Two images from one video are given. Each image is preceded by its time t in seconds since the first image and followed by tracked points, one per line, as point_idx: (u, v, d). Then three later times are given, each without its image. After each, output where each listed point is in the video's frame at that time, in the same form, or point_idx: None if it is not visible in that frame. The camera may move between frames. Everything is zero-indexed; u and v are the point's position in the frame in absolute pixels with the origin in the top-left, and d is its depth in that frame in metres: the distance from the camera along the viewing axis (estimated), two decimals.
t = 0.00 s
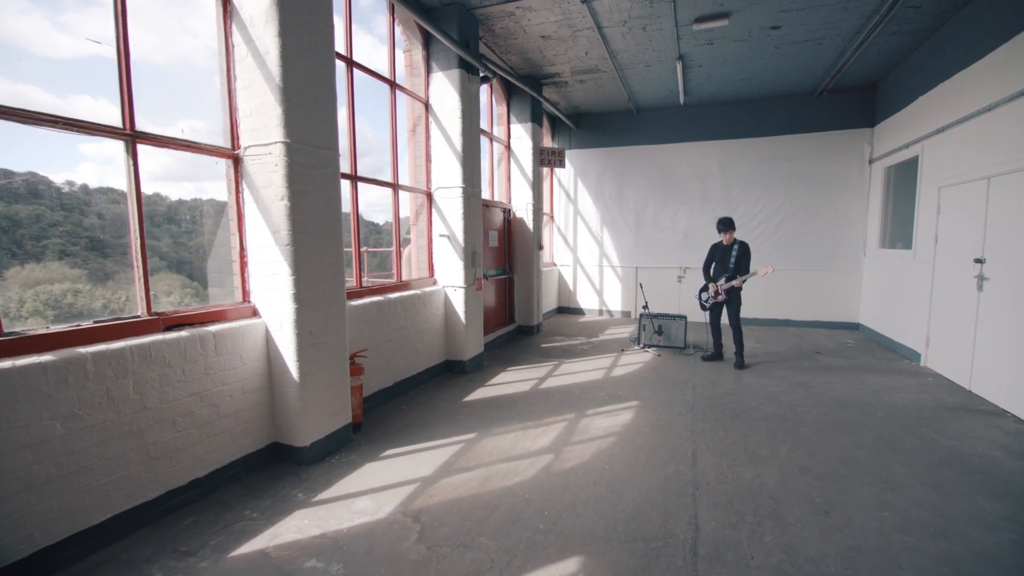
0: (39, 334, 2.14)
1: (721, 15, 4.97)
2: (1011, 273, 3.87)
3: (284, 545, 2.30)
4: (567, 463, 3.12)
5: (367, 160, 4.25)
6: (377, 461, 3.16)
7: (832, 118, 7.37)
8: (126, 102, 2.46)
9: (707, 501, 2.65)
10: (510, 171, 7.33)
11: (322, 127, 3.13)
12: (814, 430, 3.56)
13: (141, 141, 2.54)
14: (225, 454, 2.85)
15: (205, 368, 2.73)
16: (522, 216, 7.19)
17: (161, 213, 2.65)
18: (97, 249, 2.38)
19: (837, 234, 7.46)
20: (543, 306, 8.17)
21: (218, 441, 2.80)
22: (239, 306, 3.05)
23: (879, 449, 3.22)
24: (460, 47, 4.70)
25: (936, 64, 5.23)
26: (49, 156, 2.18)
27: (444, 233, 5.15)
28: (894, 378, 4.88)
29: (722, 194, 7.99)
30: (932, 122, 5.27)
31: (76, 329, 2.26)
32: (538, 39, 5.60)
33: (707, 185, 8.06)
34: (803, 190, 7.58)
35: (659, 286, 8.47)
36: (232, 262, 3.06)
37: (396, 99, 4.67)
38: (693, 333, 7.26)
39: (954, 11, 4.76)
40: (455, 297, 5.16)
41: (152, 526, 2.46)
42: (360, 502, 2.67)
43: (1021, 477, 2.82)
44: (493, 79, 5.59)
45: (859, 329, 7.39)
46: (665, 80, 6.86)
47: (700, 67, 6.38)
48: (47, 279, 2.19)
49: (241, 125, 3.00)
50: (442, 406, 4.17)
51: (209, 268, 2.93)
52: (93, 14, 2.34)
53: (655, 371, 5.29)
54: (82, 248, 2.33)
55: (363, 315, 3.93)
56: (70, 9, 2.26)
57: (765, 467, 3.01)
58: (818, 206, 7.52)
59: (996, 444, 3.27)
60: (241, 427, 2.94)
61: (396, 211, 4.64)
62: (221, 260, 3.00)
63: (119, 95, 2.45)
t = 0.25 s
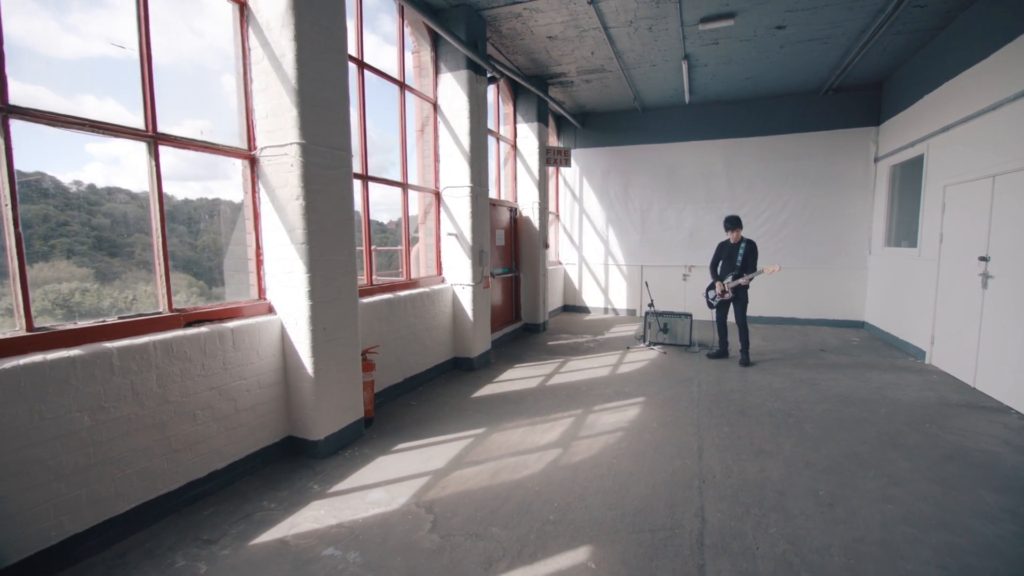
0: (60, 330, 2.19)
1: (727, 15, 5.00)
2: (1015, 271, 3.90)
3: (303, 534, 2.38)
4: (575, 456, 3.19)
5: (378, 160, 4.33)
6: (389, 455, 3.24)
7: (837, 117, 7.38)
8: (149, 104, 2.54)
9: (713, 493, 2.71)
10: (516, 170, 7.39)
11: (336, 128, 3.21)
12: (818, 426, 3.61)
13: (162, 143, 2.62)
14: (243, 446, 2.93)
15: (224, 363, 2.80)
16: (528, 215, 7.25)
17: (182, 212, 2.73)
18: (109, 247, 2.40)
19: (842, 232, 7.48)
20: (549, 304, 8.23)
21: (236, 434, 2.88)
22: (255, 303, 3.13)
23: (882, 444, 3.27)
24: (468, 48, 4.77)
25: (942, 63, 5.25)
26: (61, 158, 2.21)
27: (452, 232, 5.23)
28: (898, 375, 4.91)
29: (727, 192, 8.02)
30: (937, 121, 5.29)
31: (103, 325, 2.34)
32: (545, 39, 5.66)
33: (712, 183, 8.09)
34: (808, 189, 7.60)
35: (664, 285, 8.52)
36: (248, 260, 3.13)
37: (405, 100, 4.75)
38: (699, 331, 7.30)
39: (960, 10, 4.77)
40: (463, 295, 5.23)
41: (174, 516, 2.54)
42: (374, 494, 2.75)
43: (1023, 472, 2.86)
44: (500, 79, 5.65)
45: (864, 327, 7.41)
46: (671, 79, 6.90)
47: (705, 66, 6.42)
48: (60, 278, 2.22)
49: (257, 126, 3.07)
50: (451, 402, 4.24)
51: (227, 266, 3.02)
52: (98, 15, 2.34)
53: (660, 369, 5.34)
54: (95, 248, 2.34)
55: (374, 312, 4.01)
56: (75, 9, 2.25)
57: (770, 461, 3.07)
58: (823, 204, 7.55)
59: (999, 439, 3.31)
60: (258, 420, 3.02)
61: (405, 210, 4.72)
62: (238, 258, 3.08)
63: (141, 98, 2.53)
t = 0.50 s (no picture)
0: (92, 327, 2.29)
1: (733, 14, 5.05)
2: (1021, 267, 3.93)
3: (323, 521, 2.47)
4: (585, 449, 3.26)
5: (389, 160, 4.41)
6: (403, 447, 3.33)
7: (844, 114, 7.39)
8: (173, 108, 2.65)
9: (720, 484, 2.78)
10: (523, 169, 7.46)
11: (351, 129, 3.29)
12: (824, 420, 3.66)
13: (186, 145, 2.72)
14: (263, 438, 3.02)
15: (245, 357, 2.90)
16: (535, 214, 7.31)
17: (203, 211, 2.83)
18: (138, 247, 2.53)
19: (849, 229, 7.49)
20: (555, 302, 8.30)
21: (256, 426, 2.98)
22: (273, 300, 3.22)
23: (887, 437, 3.32)
24: (477, 49, 4.85)
25: (948, 60, 5.27)
26: (95, 163, 2.33)
27: (461, 230, 5.31)
28: (905, 371, 4.95)
29: (733, 190, 8.05)
30: (943, 117, 5.31)
31: (131, 320, 2.45)
32: (552, 39, 5.72)
33: (718, 181, 8.12)
34: (814, 186, 7.62)
35: (670, 282, 8.56)
36: (266, 258, 3.22)
37: (415, 100, 4.83)
38: (705, 328, 7.35)
39: (965, 7, 4.79)
40: (472, 293, 5.31)
41: (200, 504, 2.64)
42: (390, 484, 2.83)
43: None
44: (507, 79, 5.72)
45: (870, 323, 7.43)
46: (677, 77, 6.94)
47: (711, 65, 6.46)
48: (94, 277, 2.33)
49: (275, 128, 3.16)
50: (461, 397, 4.33)
51: (247, 263, 3.12)
52: (106, 16, 2.37)
53: (667, 364, 5.40)
54: (127, 249, 2.47)
55: (386, 309, 4.10)
56: (83, 12, 2.28)
57: (776, 453, 3.13)
58: (829, 201, 7.57)
59: (1004, 433, 3.35)
60: (277, 413, 3.11)
61: (415, 209, 4.80)
62: (257, 256, 3.18)
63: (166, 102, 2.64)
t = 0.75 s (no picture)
0: (117, 323, 2.37)
1: (738, 13, 5.08)
2: None
3: (340, 511, 2.54)
4: (592, 443, 3.32)
5: (398, 160, 4.49)
6: (415, 441, 3.40)
7: (849, 111, 7.40)
8: (193, 111, 2.73)
9: (726, 476, 2.83)
10: (529, 168, 7.52)
11: (363, 131, 3.37)
12: (830, 415, 3.70)
13: (205, 147, 2.80)
14: (279, 432, 3.10)
15: (262, 353, 2.98)
16: (542, 212, 7.36)
17: (221, 212, 2.91)
18: (160, 247, 2.61)
19: (855, 226, 7.50)
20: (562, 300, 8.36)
21: (273, 420, 3.06)
22: (287, 298, 3.30)
23: (892, 432, 3.36)
24: (484, 50, 4.91)
25: (953, 57, 5.28)
26: (119, 166, 2.41)
27: (469, 229, 5.38)
28: (910, 367, 4.97)
29: (739, 188, 8.07)
30: (949, 114, 5.32)
31: (154, 317, 2.53)
32: (558, 39, 5.77)
33: (723, 179, 8.15)
34: (820, 183, 7.63)
35: (676, 280, 8.60)
36: (281, 257, 3.30)
37: (423, 101, 4.91)
38: (711, 325, 7.38)
39: (970, 4, 4.81)
40: (480, 291, 5.38)
41: (220, 495, 2.73)
42: (403, 476, 2.91)
43: None
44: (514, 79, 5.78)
45: (877, 320, 7.43)
46: (682, 76, 6.97)
47: (717, 63, 6.49)
48: (119, 276, 2.41)
49: (289, 130, 3.23)
50: (470, 393, 4.40)
51: (263, 262, 3.20)
52: (110, 18, 2.37)
53: (673, 361, 5.45)
54: (150, 249, 2.55)
55: (396, 307, 4.18)
56: (88, 13, 2.29)
57: (781, 447, 3.18)
58: (835, 199, 7.57)
59: (1009, 428, 3.38)
60: (292, 408, 3.19)
61: (423, 208, 4.88)
62: (272, 255, 3.26)
63: (185, 106, 2.73)
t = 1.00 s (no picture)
0: (142, 320, 2.46)
1: (744, 12, 5.11)
2: None
3: (356, 502, 2.62)
4: (600, 437, 3.39)
5: (409, 160, 4.57)
6: (427, 436, 3.48)
7: (856, 109, 7.40)
8: (212, 115, 2.82)
9: (733, 469, 2.89)
10: (536, 167, 7.58)
11: (376, 132, 3.45)
12: (835, 411, 3.75)
13: (224, 150, 2.89)
14: (295, 426, 3.19)
15: (279, 350, 3.06)
16: (548, 211, 7.42)
17: (239, 212, 2.99)
18: (181, 246, 2.70)
19: (861, 224, 7.51)
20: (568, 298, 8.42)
21: (289, 414, 3.15)
22: (302, 296, 3.38)
23: (897, 427, 3.41)
24: (492, 51, 4.98)
25: (960, 54, 5.29)
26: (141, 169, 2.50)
27: (477, 228, 5.46)
28: (916, 364, 5.00)
29: (745, 186, 8.10)
30: (956, 112, 5.33)
31: (176, 315, 2.61)
32: (564, 40, 5.83)
33: (729, 177, 8.17)
34: (826, 181, 7.65)
35: (682, 278, 8.63)
36: (296, 256, 3.39)
37: (432, 102, 4.99)
38: (717, 323, 7.42)
39: (976, 2, 4.82)
40: (488, 289, 5.45)
41: (240, 486, 2.81)
42: (416, 469, 2.99)
43: None
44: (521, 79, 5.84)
45: (883, 318, 7.44)
46: (688, 75, 7.01)
47: (723, 62, 6.52)
48: (142, 275, 2.50)
49: (304, 132, 3.31)
50: (480, 389, 4.48)
51: (279, 261, 3.28)
52: (116, 19, 2.39)
53: (680, 359, 5.50)
54: (171, 249, 2.64)
55: (406, 304, 4.26)
56: (99, 16, 2.32)
57: (787, 442, 3.23)
58: (842, 197, 7.58)
59: (1014, 423, 3.41)
60: (308, 403, 3.28)
61: (432, 207, 4.96)
62: (288, 254, 3.35)
63: (205, 110, 2.81)
